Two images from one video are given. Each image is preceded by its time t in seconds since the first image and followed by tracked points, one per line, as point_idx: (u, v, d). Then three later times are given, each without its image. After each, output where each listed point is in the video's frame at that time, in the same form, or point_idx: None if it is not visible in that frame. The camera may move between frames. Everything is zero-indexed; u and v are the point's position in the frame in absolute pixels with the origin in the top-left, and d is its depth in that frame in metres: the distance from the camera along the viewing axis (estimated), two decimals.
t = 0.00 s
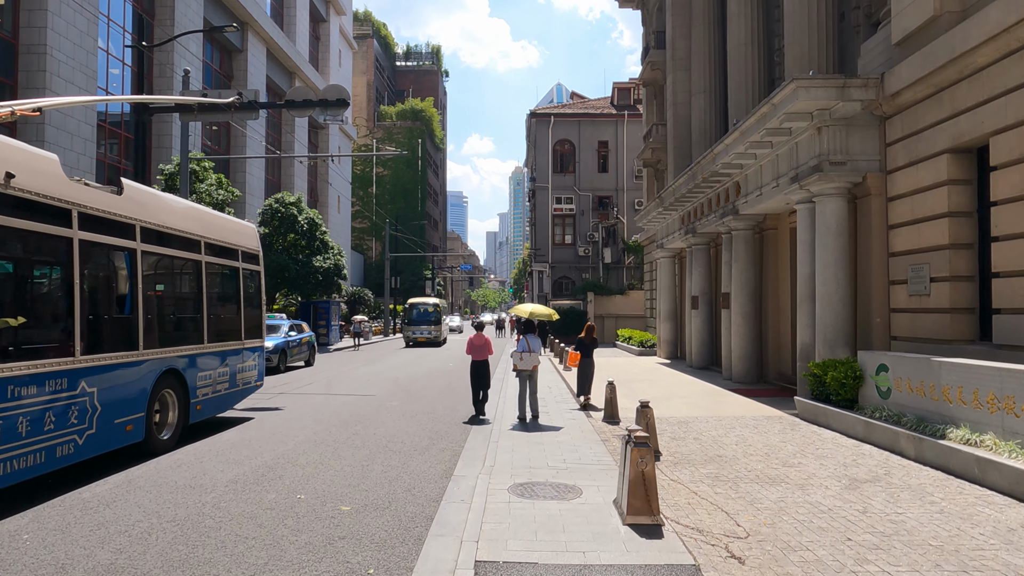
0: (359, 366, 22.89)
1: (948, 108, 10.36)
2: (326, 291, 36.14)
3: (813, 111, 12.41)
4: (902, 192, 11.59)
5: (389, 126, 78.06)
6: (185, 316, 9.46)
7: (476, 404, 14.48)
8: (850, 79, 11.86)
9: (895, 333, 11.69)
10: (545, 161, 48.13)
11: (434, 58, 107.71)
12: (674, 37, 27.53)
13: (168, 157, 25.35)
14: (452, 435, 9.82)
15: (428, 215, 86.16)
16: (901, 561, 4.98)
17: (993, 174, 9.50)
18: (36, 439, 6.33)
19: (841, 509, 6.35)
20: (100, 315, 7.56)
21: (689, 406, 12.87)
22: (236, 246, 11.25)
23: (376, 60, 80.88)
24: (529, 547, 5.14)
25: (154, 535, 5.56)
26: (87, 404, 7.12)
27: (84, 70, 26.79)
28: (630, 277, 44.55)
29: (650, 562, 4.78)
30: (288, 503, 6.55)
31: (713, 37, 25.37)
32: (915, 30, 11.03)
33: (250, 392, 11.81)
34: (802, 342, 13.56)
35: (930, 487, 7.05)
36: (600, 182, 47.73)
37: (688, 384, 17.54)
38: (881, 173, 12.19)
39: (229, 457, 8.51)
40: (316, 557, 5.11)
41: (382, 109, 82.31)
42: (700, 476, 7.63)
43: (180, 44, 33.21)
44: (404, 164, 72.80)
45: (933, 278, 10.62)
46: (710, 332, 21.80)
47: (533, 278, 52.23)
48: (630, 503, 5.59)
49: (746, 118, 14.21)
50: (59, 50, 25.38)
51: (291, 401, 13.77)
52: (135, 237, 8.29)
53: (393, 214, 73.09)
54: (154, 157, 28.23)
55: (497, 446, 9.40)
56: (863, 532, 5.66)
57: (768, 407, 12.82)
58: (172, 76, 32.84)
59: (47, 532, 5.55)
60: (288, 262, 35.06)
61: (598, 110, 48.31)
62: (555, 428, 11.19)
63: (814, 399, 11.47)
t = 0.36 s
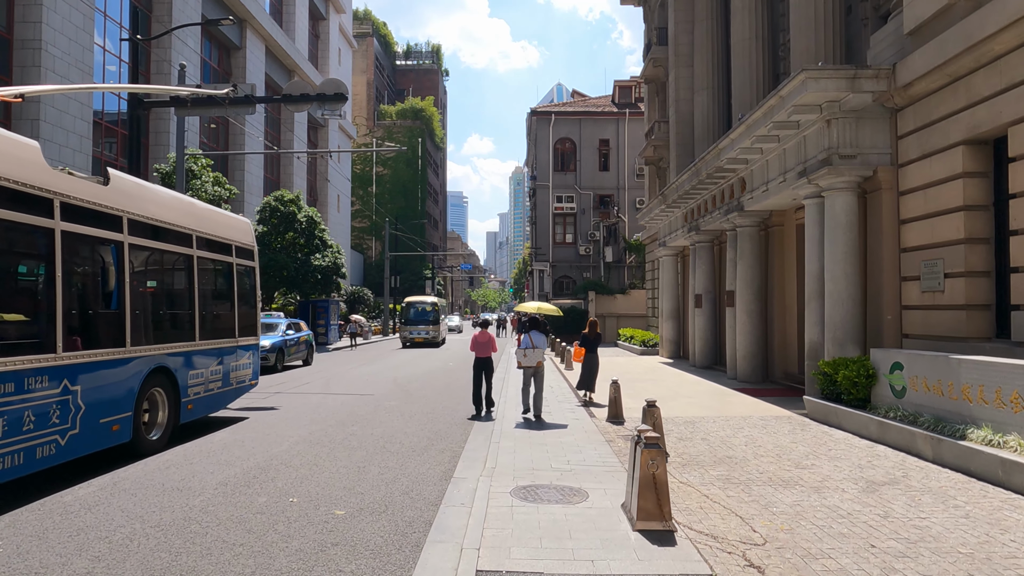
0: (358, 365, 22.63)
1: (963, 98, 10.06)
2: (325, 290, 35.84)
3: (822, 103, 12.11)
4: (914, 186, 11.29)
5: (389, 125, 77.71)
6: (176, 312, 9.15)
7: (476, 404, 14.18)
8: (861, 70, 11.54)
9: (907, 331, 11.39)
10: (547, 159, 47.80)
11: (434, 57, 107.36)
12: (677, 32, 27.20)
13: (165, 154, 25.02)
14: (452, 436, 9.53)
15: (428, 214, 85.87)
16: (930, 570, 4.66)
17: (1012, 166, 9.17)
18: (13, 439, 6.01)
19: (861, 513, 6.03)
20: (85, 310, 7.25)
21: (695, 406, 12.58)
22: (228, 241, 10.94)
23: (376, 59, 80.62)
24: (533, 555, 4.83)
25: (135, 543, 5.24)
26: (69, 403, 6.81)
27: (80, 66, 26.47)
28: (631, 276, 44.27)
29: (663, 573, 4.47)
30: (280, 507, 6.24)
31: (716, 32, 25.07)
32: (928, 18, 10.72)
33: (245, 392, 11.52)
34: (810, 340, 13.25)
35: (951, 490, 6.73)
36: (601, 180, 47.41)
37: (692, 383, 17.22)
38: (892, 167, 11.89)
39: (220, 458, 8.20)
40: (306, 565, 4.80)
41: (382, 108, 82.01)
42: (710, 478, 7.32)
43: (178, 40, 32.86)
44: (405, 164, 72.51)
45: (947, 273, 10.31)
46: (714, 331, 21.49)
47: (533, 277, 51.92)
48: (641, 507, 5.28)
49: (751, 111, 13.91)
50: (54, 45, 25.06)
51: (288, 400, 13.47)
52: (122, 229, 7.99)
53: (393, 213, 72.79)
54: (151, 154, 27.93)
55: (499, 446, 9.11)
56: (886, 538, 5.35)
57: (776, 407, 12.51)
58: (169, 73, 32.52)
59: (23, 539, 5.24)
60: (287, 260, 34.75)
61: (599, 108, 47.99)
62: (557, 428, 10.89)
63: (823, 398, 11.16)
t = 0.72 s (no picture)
0: (355, 366, 22.31)
1: (979, 91, 9.74)
2: (323, 290, 35.53)
3: (831, 98, 11.78)
4: (926, 183, 10.99)
5: (389, 125, 77.40)
6: (163, 312, 8.83)
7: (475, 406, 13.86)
8: (872, 63, 11.23)
9: (919, 332, 11.08)
10: (547, 158, 47.49)
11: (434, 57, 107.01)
12: (679, 30, 26.88)
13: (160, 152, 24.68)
14: (449, 440, 9.22)
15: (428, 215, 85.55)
16: None
17: None
18: None
19: (881, 524, 5.70)
20: (66, 309, 6.93)
21: (700, 409, 12.26)
22: (220, 238, 10.62)
23: (376, 59, 80.35)
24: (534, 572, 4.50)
25: (110, 556, 4.92)
26: (46, 407, 6.50)
27: (75, 63, 26.12)
28: (632, 276, 43.95)
29: None
30: (267, 517, 5.92)
31: (718, 30, 24.76)
32: (941, 11, 10.42)
33: (237, 394, 11.20)
34: (818, 341, 12.92)
35: (974, 499, 6.40)
36: (602, 180, 47.09)
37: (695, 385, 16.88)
38: (903, 163, 11.58)
39: (208, 463, 7.88)
40: None
41: (382, 108, 81.69)
42: (720, 485, 6.99)
43: (175, 38, 32.52)
44: (405, 164, 72.21)
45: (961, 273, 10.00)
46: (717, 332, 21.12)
47: (533, 277, 51.59)
48: (649, 519, 4.96)
49: (757, 107, 13.59)
50: (49, 42, 24.72)
51: (281, 402, 13.15)
52: (106, 225, 7.67)
53: (393, 213, 72.49)
54: (148, 152, 27.63)
55: (498, 451, 8.78)
56: (911, 552, 5.01)
57: (782, 409, 12.18)
58: (166, 71, 32.19)
59: None
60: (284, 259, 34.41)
61: (600, 108, 47.67)
62: (558, 431, 10.58)
63: (832, 401, 10.84)
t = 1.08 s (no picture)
0: (351, 365, 21.96)
1: (993, 80, 9.38)
2: (320, 289, 35.19)
3: (838, 89, 11.44)
4: (936, 177, 10.64)
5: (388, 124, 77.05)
6: (145, 309, 8.48)
7: (471, 406, 13.52)
8: (881, 53, 10.87)
9: (929, 330, 10.73)
10: (547, 157, 47.15)
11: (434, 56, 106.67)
12: (680, 26, 26.52)
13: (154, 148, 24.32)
14: (443, 443, 8.86)
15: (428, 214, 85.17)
16: None
17: None
18: None
19: (899, 533, 5.35)
20: (38, 304, 6.58)
21: (703, 410, 11.91)
22: (206, 233, 10.27)
23: (375, 58, 79.98)
24: None
25: (72, 567, 4.58)
26: (15, 406, 6.15)
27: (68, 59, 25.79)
28: (632, 275, 43.58)
29: None
30: (245, 523, 5.58)
31: (720, 25, 24.41)
32: None
33: (225, 394, 10.85)
34: (824, 340, 12.56)
35: (996, 505, 6.05)
36: (602, 178, 46.74)
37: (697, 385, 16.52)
38: (912, 156, 11.23)
39: (190, 466, 7.52)
40: None
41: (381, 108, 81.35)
42: (725, 490, 6.64)
43: (171, 34, 32.17)
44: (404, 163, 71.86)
45: (975, 268, 9.64)
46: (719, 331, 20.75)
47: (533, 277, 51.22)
48: (653, 529, 4.61)
49: (761, 101, 13.24)
50: (41, 37, 24.38)
51: (272, 403, 12.79)
52: (82, 216, 7.31)
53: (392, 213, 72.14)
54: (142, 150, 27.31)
55: (493, 453, 8.44)
56: (934, 564, 4.67)
57: (788, 410, 11.83)
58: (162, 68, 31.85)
59: None
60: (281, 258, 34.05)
61: (600, 106, 47.34)
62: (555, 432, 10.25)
63: (840, 401, 10.49)
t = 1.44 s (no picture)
0: (349, 366, 21.61)
1: (1010, 70, 9.03)
2: (319, 290, 34.88)
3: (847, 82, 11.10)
4: (950, 172, 10.30)
5: (388, 124, 76.77)
6: (129, 309, 8.15)
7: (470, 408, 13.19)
8: (892, 44, 10.53)
9: (942, 330, 10.41)
10: (547, 156, 46.83)
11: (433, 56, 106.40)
12: (682, 22, 26.19)
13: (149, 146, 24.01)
14: (440, 450, 8.55)
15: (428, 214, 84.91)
16: None
17: None
18: None
19: (925, 547, 5.01)
20: (11, 303, 6.24)
21: (709, 412, 11.57)
22: (195, 230, 9.94)
23: (374, 57, 79.73)
24: None
25: None
26: None
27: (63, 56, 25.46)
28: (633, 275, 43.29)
29: None
30: (227, 535, 5.25)
31: (723, 21, 24.09)
32: None
33: (216, 396, 10.52)
34: (833, 340, 12.23)
35: None
36: (602, 178, 46.44)
37: (702, 387, 16.17)
38: (925, 151, 10.89)
39: (175, 473, 7.19)
40: None
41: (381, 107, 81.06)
42: (737, 498, 6.31)
43: (167, 32, 31.83)
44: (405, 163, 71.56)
45: (991, 266, 9.31)
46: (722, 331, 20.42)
47: (533, 277, 50.86)
48: (664, 545, 4.27)
49: (767, 96, 12.90)
50: (35, 34, 24.03)
51: (265, 405, 12.46)
52: (60, 211, 6.98)
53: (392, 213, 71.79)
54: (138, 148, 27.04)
55: (491, 459, 8.10)
56: None
57: (795, 413, 11.50)
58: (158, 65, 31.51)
59: None
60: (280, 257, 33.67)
61: (601, 105, 47.05)
62: (554, 435, 9.96)
63: (851, 404, 10.14)
